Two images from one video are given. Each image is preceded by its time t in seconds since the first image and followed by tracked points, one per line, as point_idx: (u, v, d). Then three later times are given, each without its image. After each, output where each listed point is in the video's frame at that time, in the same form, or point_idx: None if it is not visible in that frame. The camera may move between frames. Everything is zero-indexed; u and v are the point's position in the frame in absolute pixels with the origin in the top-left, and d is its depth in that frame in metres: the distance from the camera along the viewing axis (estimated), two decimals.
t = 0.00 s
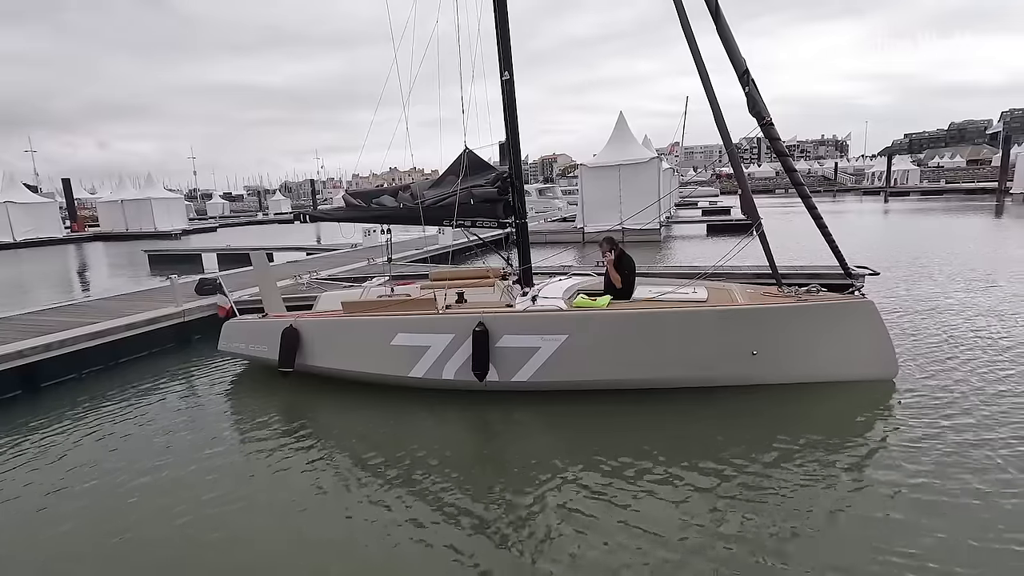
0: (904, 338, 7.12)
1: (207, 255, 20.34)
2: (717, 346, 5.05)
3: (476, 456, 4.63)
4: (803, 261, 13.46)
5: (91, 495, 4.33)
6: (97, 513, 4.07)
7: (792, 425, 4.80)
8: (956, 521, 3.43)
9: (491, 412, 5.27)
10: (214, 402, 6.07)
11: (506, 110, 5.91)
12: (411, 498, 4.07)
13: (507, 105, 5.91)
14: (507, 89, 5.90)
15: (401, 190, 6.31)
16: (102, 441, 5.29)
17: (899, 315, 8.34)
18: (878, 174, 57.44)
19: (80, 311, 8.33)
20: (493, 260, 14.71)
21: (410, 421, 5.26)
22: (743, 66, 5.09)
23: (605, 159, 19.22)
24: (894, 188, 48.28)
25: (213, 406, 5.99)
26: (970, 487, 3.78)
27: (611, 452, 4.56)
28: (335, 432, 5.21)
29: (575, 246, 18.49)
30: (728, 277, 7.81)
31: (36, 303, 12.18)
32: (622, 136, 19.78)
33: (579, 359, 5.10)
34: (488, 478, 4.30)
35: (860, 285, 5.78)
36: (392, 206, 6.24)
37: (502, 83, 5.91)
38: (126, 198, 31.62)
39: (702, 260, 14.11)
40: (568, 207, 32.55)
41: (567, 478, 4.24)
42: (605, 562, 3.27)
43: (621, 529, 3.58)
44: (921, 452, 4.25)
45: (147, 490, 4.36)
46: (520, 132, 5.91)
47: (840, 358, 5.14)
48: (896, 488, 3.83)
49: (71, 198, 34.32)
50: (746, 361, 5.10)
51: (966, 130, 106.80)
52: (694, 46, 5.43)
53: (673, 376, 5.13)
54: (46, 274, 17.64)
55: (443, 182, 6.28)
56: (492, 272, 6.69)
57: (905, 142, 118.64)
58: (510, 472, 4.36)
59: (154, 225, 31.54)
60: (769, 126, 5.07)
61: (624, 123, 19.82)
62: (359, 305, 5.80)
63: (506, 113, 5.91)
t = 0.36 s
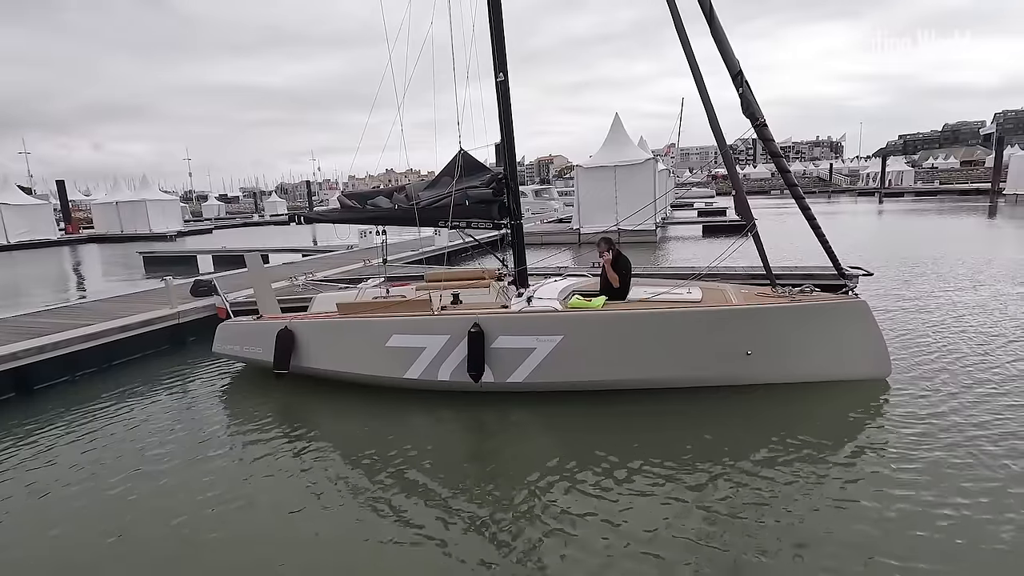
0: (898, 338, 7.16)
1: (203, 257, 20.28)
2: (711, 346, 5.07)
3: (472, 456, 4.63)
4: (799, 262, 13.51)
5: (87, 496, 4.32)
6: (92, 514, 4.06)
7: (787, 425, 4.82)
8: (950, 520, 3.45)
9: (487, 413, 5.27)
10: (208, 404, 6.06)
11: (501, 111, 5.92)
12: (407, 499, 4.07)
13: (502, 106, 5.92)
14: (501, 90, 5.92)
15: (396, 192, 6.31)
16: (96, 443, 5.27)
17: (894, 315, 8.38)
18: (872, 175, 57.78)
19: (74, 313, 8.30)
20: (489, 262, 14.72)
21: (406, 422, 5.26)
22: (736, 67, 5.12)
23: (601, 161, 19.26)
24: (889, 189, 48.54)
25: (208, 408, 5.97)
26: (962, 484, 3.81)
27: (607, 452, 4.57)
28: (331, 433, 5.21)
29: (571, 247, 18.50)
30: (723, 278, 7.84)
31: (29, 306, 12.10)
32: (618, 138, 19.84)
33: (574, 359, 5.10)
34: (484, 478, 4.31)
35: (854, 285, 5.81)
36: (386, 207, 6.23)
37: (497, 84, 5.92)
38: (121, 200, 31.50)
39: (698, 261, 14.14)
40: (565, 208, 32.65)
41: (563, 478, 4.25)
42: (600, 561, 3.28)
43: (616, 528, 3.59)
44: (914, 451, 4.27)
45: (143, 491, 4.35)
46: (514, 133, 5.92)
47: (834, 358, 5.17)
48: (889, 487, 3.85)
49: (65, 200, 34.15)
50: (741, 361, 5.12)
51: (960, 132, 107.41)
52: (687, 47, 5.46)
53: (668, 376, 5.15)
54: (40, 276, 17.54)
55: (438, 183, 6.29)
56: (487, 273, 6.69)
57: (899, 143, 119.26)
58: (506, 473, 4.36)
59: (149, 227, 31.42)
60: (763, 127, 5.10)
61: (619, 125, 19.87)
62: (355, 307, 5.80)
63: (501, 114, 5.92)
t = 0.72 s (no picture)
0: (887, 339, 7.22)
1: (195, 262, 20.15)
2: (703, 348, 5.09)
3: (465, 459, 4.64)
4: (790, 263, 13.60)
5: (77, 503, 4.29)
6: (81, 522, 4.03)
7: (778, 425, 4.84)
8: (938, 518, 3.48)
9: (480, 416, 5.27)
10: (200, 409, 6.03)
11: (493, 114, 5.94)
12: (399, 503, 4.06)
13: (493, 110, 5.94)
14: (492, 93, 5.93)
15: (388, 195, 6.31)
16: (87, 449, 5.24)
17: (884, 316, 8.44)
18: (863, 177, 58.24)
19: (64, 318, 8.23)
20: (483, 265, 14.71)
21: (398, 425, 5.25)
22: (725, 70, 5.16)
23: (594, 164, 19.32)
24: (880, 191, 48.92)
25: (198, 413, 5.93)
26: (952, 483, 3.84)
27: (599, 454, 4.58)
28: (323, 437, 5.19)
29: (565, 251, 18.53)
30: (714, 280, 7.88)
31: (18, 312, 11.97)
32: (611, 141, 19.92)
33: (566, 362, 5.11)
34: (477, 481, 4.31)
35: (843, 286, 5.86)
36: (378, 210, 6.23)
37: (487, 87, 5.94)
38: (113, 204, 31.29)
39: (690, 263, 14.21)
40: (558, 211, 32.69)
41: (556, 480, 4.25)
42: (590, 562, 3.28)
43: (607, 530, 3.59)
44: (902, 451, 4.31)
45: (133, 498, 4.32)
46: (506, 135, 5.94)
47: (823, 358, 5.20)
48: (879, 486, 3.87)
49: (55, 205, 33.87)
50: (732, 362, 5.15)
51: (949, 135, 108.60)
52: (677, 50, 5.50)
53: (660, 378, 5.17)
54: (30, 282, 17.38)
55: (430, 187, 6.29)
56: (480, 276, 6.69)
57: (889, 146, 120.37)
58: (498, 476, 4.36)
59: (140, 232, 31.21)
60: (752, 129, 5.14)
61: (612, 128, 19.95)
62: (347, 310, 5.79)
63: (492, 117, 5.94)
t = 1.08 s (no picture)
0: (884, 339, 7.23)
1: (191, 266, 20.08)
2: (701, 349, 5.09)
3: (464, 461, 4.62)
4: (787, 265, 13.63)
5: (73, 507, 4.27)
6: (77, 526, 4.02)
7: (777, 426, 4.84)
8: (936, 518, 3.48)
9: (478, 418, 5.25)
10: (196, 413, 6.00)
11: (489, 116, 5.94)
12: (395, 507, 4.03)
13: (489, 113, 5.94)
14: (489, 95, 5.93)
15: (384, 198, 6.30)
16: (84, 453, 5.21)
17: (880, 317, 8.46)
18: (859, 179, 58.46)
19: (58, 323, 8.18)
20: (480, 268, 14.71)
21: (396, 429, 5.23)
22: (721, 72, 5.17)
23: (590, 166, 19.36)
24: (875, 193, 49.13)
25: (195, 417, 5.90)
26: (952, 483, 3.84)
27: (598, 455, 4.57)
28: (321, 441, 5.17)
29: (562, 253, 18.54)
30: (711, 281, 7.89)
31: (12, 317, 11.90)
32: (608, 143, 19.96)
33: (564, 364, 5.10)
34: (475, 484, 4.29)
35: (840, 287, 5.87)
36: (375, 213, 6.22)
37: (484, 89, 5.94)
38: (108, 209, 31.18)
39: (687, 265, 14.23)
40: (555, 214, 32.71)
41: (554, 483, 4.24)
42: (587, 563, 3.28)
43: (603, 533, 3.57)
44: (901, 451, 4.31)
45: (129, 502, 4.31)
46: (502, 138, 5.94)
47: (821, 359, 5.20)
48: (878, 486, 3.87)
49: (51, 210, 33.74)
50: (731, 363, 5.14)
51: (943, 137, 109.31)
52: (672, 52, 5.51)
53: (658, 379, 5.16)
54: (25, 287, 17.27)
55: (427, 189, 6.28)
56: (477, 279, 6.68)
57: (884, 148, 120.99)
58: (496, 479, 4.35)
59: (136, 236, 31.11)
60: (748, 131, 5.15)
61: (609, 131, 19.98)
62: (344, 313, 5.77)
63: (489, 120, 5.94)
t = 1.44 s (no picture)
0: (876, 340, 7.30)
1: (184, 268, 19.98)
2: (696, 349, 5.11)
3: (460, 462, 4.63)
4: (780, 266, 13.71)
5: (68, 510, 4.26)
6: (72, 530, 4.01)
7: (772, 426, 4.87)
8: (931, 518, 3.51)
9: (474, 420, 5.25)
10: (191, 416, 5.97)
11: (484, 118, 5.95)
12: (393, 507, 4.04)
13: (484, 114, 5.95)
14: (484, 97, 5.95)
15: (379, 199, 6.30)
16: (78, 456, 5.19)
17: (872, 318, 8.53)
18: (850, 181, 58.92)
19: (50, 325, 8.11)
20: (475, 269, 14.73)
21: (392, 430, 5.22)
22: (715, 74, 5.21)
23: (585, 168, 19.43)
24: (867, 194, 49.53)
25: (189, 419, 5.88)
26: (945, 482, 3.88)
27: (594, 455, 4.60)
28: (316, 443, 5.16)
29: (557, 254, 18.58)
30: (705, 282, 7.94)
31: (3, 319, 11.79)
32: (602, 145, 20.04)
33: (561, 364, 5.11)
34: (471, 485, 4.30)
35: (833, 287, 5.91)
36: (370, 214, 6.21)
37: (479, 91, 5.96)
38: (100, 210, 30.97)
39: (682, 266, 14.29)
40: (550, 215, 32.77)
41: (549, 483, 4.26)
42: (583, 562, 3.32)
43: (598, 532, 3.59)
44: (894, 451, 4.35)
45: (127, 503, 4.30)
46: (497, 139, 5.96)
47: (815, 359, 5.24)
48: (872, 485, 3.91)
49: (42, 211, 33.49)
50: (725, 364, 5.18)
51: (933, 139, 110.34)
52: (667, 54, 5.55)
53: (654, 380, 5.18)
54: (15, 289, 17.10)
55: (422, 191, 6.29)
56: (472, 280, 6.68)
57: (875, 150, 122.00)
58: (492, 479, 4.36)
59: (129, 238, 30.92)
60: (742, 133, 5.19)
61: (603, 133, 20.05)
62: (339, 314, 5.76)
63: (484, 121, 5.95)
